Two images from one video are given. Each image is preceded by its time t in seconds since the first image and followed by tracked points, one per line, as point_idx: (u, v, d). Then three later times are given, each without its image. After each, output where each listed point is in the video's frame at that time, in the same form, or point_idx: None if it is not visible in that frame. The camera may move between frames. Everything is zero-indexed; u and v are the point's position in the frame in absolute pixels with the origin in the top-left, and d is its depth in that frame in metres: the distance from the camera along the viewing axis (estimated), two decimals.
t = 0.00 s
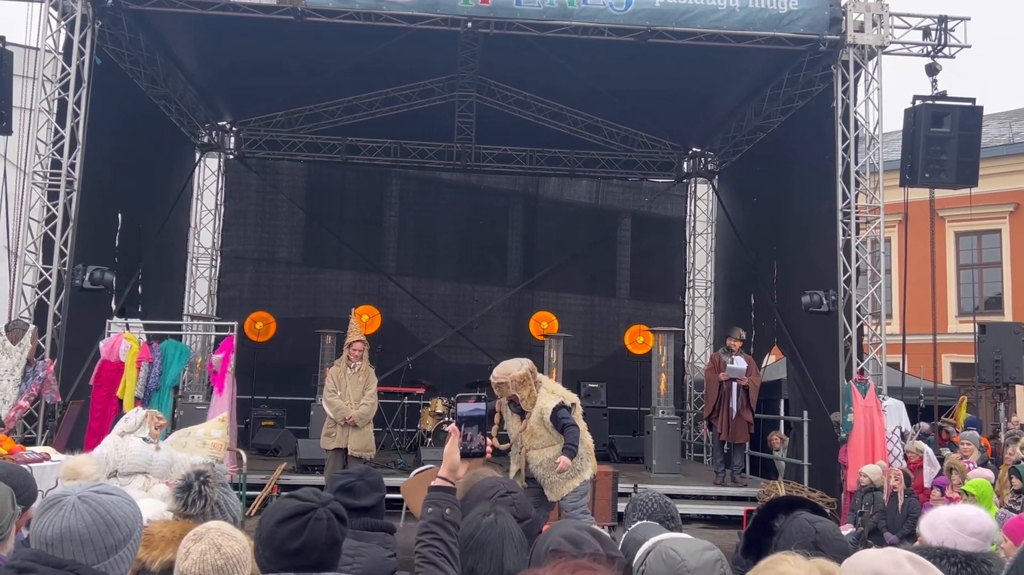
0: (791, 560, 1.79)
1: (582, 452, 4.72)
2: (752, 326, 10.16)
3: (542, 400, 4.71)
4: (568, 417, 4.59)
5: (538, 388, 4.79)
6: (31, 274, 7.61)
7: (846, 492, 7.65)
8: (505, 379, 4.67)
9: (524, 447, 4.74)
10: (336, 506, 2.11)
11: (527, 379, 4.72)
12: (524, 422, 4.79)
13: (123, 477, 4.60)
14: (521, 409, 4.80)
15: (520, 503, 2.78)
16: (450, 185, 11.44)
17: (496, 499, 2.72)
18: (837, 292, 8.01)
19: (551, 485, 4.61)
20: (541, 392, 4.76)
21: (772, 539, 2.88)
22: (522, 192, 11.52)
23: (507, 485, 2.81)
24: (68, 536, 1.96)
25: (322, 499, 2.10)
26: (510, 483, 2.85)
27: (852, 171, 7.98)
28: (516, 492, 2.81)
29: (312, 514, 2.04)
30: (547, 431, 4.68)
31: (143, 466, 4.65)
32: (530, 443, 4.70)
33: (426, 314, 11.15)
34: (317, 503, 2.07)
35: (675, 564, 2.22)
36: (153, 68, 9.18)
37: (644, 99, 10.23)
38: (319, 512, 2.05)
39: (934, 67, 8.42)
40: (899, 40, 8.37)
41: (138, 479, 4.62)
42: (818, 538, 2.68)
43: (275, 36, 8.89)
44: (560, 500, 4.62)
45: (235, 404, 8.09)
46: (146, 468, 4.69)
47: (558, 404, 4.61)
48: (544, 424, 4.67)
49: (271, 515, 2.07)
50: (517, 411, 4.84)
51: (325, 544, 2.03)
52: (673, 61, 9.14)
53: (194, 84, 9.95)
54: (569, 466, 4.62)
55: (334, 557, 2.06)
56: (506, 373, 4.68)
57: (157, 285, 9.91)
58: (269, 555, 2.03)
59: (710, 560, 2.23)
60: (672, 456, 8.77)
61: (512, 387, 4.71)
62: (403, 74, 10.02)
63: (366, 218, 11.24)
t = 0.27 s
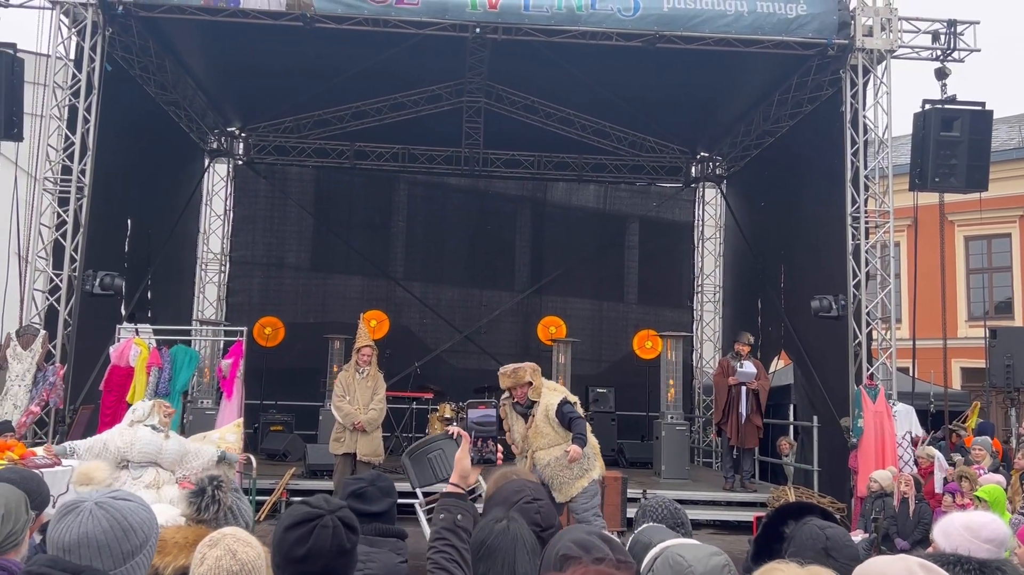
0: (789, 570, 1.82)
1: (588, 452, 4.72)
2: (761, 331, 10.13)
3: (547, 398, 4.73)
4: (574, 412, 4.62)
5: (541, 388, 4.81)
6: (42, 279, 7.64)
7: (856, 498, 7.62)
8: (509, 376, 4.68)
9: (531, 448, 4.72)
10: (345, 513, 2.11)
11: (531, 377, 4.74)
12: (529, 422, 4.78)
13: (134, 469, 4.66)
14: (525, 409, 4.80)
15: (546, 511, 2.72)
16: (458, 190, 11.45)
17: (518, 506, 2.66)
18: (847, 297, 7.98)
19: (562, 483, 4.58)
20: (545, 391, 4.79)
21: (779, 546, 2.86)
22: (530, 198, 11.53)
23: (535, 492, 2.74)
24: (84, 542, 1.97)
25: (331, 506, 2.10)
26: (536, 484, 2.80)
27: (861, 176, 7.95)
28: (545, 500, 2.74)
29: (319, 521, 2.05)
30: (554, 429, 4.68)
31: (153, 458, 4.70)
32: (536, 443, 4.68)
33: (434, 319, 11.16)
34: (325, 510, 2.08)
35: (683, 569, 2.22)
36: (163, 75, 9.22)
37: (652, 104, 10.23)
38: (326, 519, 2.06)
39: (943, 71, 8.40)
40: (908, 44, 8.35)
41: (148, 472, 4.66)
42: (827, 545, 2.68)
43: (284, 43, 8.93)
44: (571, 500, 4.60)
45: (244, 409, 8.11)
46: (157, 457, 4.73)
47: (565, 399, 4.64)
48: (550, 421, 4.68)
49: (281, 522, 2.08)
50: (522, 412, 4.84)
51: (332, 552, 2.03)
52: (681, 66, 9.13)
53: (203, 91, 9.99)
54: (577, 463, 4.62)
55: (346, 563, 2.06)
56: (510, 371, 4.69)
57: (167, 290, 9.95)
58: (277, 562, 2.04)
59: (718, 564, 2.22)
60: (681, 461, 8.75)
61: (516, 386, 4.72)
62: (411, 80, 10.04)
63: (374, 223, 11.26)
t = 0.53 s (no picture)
0: None
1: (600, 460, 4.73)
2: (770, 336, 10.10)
3: (566, 399, 4.74)
4: (593, 416, 4.64)
5: (557, 390, 4.82)
6: (53, 286, 7.67)
7: (867, 504, 7.59)
8: (536, 371, 4.66)
9: (544, 449, 4.68)
10: (362, 523, 2.10)
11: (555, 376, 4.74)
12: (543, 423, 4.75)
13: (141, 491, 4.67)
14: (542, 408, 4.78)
15: (579, 525, 2.72)
16: (467, 196, 11.47)
17: (549, 518, 2.67)
18: (857, 303, 7.94)
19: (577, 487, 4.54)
20: (563, 393, 4.79)
21: (793, 554, 2.84)
22: (538, 203, 11.53)
23: (568, 505, 2.73)
24: (102, 550, 1.98)
25: (349, 517, 2.10)
26: (571, 497, 2.79)
27: (871, 181, 7.92)
28: (579, 515, 2.73)
29: (335, 532, 2.05)
30: (569, 432, 4.67)
31: (160, 479, 4.72)
32: (551, 444, 4.65)
33: (443, 325, 11.16)
34: (342, 520, 2.08)
35: None
36: (173, 82, 9.25)
37: (660, 110, 10.22)
38: (343, 529, 2.06)
39: (954, 76, 8.37)
40: (918, 49, 8.32)
41: (155, 490, 4.67)
42: (842, 553, 2.62)
43: (294, 50, 8.98)
44: (581, 504, 4.57)
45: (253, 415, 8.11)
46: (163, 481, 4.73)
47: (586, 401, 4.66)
48: (568, 423, 4.68)
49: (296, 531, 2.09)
50: (536, 412, 4.80)
51: (347, 562, 2.04)
52: (689, 72, 9.14)
53: (213, 98, 10.03)
54: (591, 467, 4.62)
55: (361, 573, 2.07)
56: (534, 369, 4.67)
57: (177, 297, 9.98)
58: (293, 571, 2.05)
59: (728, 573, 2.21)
60: (691, 467, 8.72)
61: (540, 382, 4.70)
62: (420, 86, 10.06)
63: (383, 229, 11.28)
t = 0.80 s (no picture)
0: None
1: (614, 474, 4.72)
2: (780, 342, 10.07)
3: (578, 418, 4.69)
4: (604, 437, 4.57)
5: (573, 405, 4.77)
6: (64, 294, 7.70)
7: (879, 512, 7.54)
8: (546, 390, 4.62)
9: (557, 464, 4.73)
10: (375, 536, 2.11)
11: (567, 394, 4.68)
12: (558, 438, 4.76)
13: (154, 483, 4.71)
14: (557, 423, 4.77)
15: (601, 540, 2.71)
16: (475, 202, 11.48)
17: (570, 532, 2.67)
18: (867, 309, 7.91)
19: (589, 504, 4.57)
20: (577, 409, 4.74)
21: (807, 565, 2.71)
22: (547, 210, 11.54)
23: (591, 521, 2.73)
24: (117, 562, 1.98)
25: (362, 530, 2.11)
26: (594, 513, 2.78)
27: (881, 187, 7.89)
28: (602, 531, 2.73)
29: (347, 544, 2.06)
30: (581, 450, 4.66)
31: (173, 472, 4.73)
32: (563, 461, 4.69)
33: (452, 331, 11.17)
34: (354, 533, 2.09)
35: None
36: (183, 90, 9.30)
37: (669, 116, 10.22)
38: (355, 542, 2.06)
39: (963, 81, 8.34)
40: (927, 55, 8.30)
41: (167, 486, 4.70)
42: (855, 564, 2.50)
43: (304, 58, 9.02)
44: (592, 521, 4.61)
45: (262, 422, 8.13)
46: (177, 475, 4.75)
47: (596, 421, 4.60)
48: (580, 441, 4.65)
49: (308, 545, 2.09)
50: (551, 425, 4.82)
51: None
52: (697, 78, 9.14)
53: (223, 106, 10.08)
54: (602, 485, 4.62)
55: None
56: (545, 389, 4.62)
57: (187, 304, 10.02)
58: None
59: None
60: (701, 475, 8.70)
61: (551, 400, 4.67)
62: (428, 94, 10.08)
63: (392, 235, 11.30)
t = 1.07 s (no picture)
0: None
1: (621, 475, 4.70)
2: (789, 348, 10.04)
3: (581, 421, 4.69)
4: (610, 437, 4.58)
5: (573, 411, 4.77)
6: (73, 301, 7.73)
7: (890, 519, 7.49)
8: (547, 396, 4.62)
9: (564, 471, 4.68)
10: (380, 552, 2.21)
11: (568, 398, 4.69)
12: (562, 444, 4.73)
13: (162, 504, 4.67)
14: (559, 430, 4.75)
15: (612, 553, 2.69)
16: (483, 208, 11.49)
17: (581, 544, 2.65)
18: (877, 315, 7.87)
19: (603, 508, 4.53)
20: (579, 413, 4.74)
21: None
22: (554, 215, 11.54)
23: (601, 533, 2.71)
24: None
25: (365, 546, 2.21)
26: (606, 524, 2.77)
27: (890, 192, 7.86)
28: (613, 544, 2.71)
29: (350, 561, 2.17)
30: (588, 454, 4.64)
31: (180, 493, 4.72)
32: (570, 467, 4.64)
33: (460, 337, 11.17)
34: (357, 549, 2.20)
35: None
36: (191, 98, 9.34)
37: (676, 121, 10.21)
38: (358, 559, 2.17)
39: (973, 86, 8.31)
40: (936, 60, 8.27)
41: (176, 505, 4.69)
42: None
43: (312, 66, 9.05)
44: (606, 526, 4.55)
45: (269, 430, 8.13)
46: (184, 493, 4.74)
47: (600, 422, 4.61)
48: (585, 445, 4.64)
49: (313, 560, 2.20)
50: (553, 433, 4.78)
51: None
52: (705, 84, 9.13)
53: (231, 113, 10.11)
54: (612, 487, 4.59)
55: None
56: (547, 394, 4.61)
57: (195, 310, 10.05)
58: None
59: None
60: (709, 481, 8.67)
61: (552, 406, 4.66)
62: (436, 100, 10.10)
63: (399, 241, 11.32)
